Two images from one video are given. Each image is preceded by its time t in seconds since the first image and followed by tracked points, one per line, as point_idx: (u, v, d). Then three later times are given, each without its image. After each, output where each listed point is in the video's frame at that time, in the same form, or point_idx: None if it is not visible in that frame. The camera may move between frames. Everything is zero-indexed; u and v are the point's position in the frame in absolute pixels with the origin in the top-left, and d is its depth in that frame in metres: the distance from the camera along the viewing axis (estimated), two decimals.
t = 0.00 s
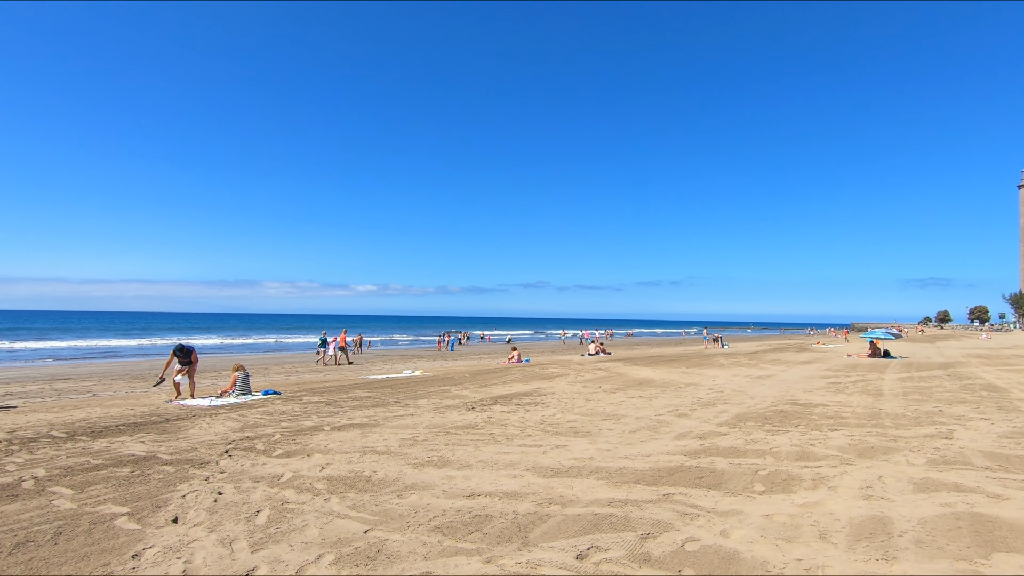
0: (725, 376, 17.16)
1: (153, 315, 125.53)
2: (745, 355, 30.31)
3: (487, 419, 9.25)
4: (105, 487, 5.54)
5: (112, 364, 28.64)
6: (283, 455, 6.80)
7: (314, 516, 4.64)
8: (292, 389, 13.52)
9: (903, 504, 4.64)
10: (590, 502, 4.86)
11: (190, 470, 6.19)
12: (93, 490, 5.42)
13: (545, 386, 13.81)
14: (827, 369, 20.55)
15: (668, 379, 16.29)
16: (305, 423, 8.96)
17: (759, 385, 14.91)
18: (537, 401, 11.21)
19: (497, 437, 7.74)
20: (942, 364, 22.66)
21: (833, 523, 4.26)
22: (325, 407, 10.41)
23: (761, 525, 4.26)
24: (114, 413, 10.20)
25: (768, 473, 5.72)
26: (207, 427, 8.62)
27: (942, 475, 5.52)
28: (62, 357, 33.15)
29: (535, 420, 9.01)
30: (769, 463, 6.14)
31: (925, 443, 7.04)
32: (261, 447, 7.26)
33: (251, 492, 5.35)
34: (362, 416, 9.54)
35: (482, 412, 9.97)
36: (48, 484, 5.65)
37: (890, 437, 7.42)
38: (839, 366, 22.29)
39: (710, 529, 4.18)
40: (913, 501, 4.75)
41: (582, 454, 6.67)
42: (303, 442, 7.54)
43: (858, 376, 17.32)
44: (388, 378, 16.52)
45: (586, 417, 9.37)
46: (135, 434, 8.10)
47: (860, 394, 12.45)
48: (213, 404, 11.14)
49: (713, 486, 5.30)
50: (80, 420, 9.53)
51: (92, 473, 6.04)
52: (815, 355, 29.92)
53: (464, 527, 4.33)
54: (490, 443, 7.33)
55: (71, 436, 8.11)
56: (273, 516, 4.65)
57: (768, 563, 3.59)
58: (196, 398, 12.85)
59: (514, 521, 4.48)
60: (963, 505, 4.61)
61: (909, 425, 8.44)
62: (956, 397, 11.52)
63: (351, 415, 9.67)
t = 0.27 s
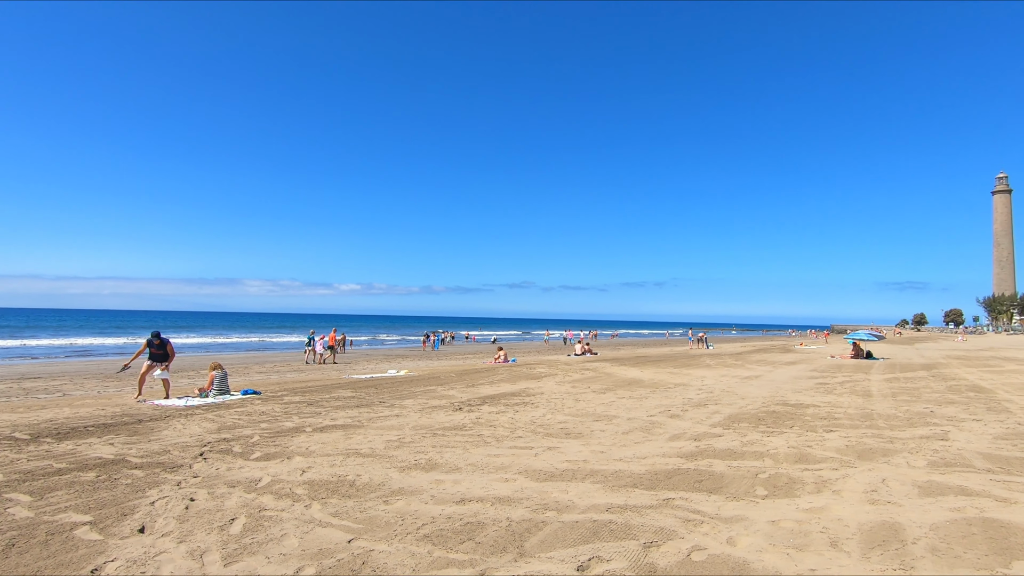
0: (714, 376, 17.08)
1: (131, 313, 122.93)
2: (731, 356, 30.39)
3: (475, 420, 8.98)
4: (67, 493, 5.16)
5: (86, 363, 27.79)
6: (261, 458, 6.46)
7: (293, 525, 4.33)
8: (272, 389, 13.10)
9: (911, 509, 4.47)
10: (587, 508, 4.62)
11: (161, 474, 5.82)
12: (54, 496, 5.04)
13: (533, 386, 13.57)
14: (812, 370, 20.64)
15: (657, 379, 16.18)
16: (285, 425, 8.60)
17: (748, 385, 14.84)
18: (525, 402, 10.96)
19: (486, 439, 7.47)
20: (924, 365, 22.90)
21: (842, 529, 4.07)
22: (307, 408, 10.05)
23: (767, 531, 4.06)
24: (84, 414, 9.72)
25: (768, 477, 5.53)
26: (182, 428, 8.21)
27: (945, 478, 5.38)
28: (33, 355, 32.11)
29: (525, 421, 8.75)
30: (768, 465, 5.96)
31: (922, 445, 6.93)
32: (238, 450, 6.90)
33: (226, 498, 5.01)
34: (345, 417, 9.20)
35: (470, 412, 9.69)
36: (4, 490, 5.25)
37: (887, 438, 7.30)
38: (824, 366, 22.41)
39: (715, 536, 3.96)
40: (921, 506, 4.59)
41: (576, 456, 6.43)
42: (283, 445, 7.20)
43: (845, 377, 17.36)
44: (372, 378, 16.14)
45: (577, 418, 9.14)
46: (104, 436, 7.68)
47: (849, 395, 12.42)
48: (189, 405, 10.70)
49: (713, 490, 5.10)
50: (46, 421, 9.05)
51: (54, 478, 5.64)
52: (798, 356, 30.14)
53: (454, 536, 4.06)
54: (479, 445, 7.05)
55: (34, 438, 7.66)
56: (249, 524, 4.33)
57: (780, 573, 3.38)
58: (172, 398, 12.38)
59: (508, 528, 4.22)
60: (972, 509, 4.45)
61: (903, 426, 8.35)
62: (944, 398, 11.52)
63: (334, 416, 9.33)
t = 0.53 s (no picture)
0: (707, 375, 16.96)
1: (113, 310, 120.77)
2: (722, 354, 30.40)
3: (468, 421, 8.71)
4: (34, 504, 4.82)
5: (65, 360, 27.12)
6: (244, 463, 6.15)
7: (278, 538, 4.05)
8: (258, 388, 12.73)
9: (927, 517, 4.29)
10: (590, 518, 4.38)
11: (137, 481, 5.48)
12: (19, 507, 4.69)
13: (526, 386, 13.33)
14: (803, 368, 20.61)
15: (650, 378, 16.01)
16: (270, 427, 8.27)
17: (742, 384, 14.73)
18: (518, 402, 10.70)
19: (480, 441, 7.20)
20: (913, 363, 23.00)
21: (858, 540, 3.87)
22: (293, 409, 9.72)
23: (781, 543, 3.85)
24: (58, 415, 9.32)
25: (775, 482, 5.32)
26: (161, 431, 7.86)
27: (955, 483, 5.22)
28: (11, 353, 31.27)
29: (519, 423, 8.51)
30: (773, 470, 5.77)
31: (926, 447, 6.79)
32: (220, 454, 6.58)
33: (206, 508, 4.71)
34: (333, 418, 8.90)
35: (462, 413, 9.43)
36: None
37: (889, 440, 7.16)
38: (815, 364, 22.41)
39: (727, 549, 3.74)
40: (936, 514, 4.40)
41: (574, 460, 6.20)
42: (268, 448, 6.89)
43: (837, 375, 17.33)
44: (360, 377, 15.80)
45: (573, 419, 8.91)
46: (78, 439, 7.30)
47: (844, 394, 12.33)
48: (170, 405, 10.32)
49: (719, 497, 4.89)
50: (17, 423, 8.64)
51: (20, 487, 5.29)
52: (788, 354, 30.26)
53: (451, 550, 3.80)
54: (473, 448, 6.79)
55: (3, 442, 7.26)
56: (229, 538, 4.04)
57: None
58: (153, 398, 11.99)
59: (508, 541, 3.97)
60: (990, 517, 4.27)
61: (903, 426, 8.22)
62: (939, 397, 11.45)
63: (322, 417, 9.02)
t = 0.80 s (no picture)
0: (699, 373, 16.86)
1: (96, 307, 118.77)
2: (712, 352, 30.39)
3: (459, 421, 8.47)
4: None
5: (44, 357, 26.46)
6: (225, 467, 5.86)
7: (258, 549, 3.79)
8: (242, 387, 12.38)
9: (939, 523, 4.13)
10: (589, 525, 4.17)
11: (110, 487, 5.18)
12: None
13: (517, 384, 13.11)
14: (794, 366, 20.58)
15: (642, 375, 15.87)
16: (254, 427, 7.97)
17: (734, 382, 14.64)
18: (510, 401, 10.47)
19: (472, 442, 6.96)
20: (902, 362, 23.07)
21: (871, 548, 3.70)
22: (278, 408, 9.42)
23: (792, 552, 3.66)
24: (31, 415, 8.94)
25: (779, 486, 5.14)
26: (139, 432, 7.54)
27: (962, 486, 5.07)
28: None
29: (512, 422, 8.28)
30: (775, 472, 5.60)
31: (927, 447, 6.66)
32: (200, 457, 6.28)
33: (181, 517, 4.43)
34: (320, 418, 8.61)
35: (453, 413, 9.18)
36: None
37: (889, 441, 7.03)
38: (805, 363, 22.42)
39: (736, 559, 3.55)
40: (948, 519, 4.24)
41: (570, 462, 5.98)
42: (250, 450, 6.60)
43: (829, 373, 17.30)
44: (348, 375, 15.48)
45: (567, 418, 8.70)
46: (50, 441, 6.96)
47: (838, 393, 12.24)
48: (150, 405, 9.96)
49: (723, 502, 4.70)
50: None
51: None
52: (777, 352, 30.31)
53: (444, 562, 3.56)
54: (465, 450, 6.55)
55: None
56: (206, 550, 3.77)
57: None
58: (133, 397, 11.61)
59: (504, 551, 3.74)
60: (1004, 523, 4.11)
61: (901, 426, 8.10)
62: (933, 396, 11.38)
63: (308, 417, 8.73)
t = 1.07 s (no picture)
0: (691, 373, 16.71)
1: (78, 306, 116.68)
2: (702, 351, 30.35)
3: (448, 424, 8.19)
4: None
5: (20, 357, 25.74)
6: (200, 475, 5.52)
7: (229, 569, 3.48)
8: (224, 388, 11.99)
9: (956, 534, 3.93)
10: (588, 538, 3.91)
11: (73, 498, 4.84)
12: None
13: (508, 385, 12.85)
14: (785, 366, 20.52)
15: (634, 376, 15.68)
16: (233, 432, 7.63)
17: (727, 382, 14.49)
18: (501, 402, 10.20)
19: (462, 447, 6.68)
20: (890, 361, 23.12)
21: (888, 562, 3.48)
22: (260, 411, 9.07)
23: (805, 566, 3.44)
24: None
25: (783, 493, 4.93)
26: (111, 437, 7.16)
27: (971, 491, 4.90)
28: None
29: (503, 425, 8.02)
30: (778, 478, 5.39)
31: (930, 450, 6.50)
32: (173, 464, 5.93)
33: (148, 531, 4.10)
34: (303, 422, 8.28)
35: (442, 415, 8.89)
36: None
37: (890, 443, 6.87)
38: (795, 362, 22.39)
39: None
40: (963, 529, 4.04)
41: (565, 468, 5.73)
42: (228, 457, 6.27)
43: (820, 373, 17.23)
44: (334, 375, 15.12)
45: (559, 420, 8.45)
46: (14, 448, 6.57)
47: (832, 393, 12.13)
48: (126, 407, 9.56)
49: (727, 511, 4.46)
50: None
51: None
52: (766, 351, 30.34)
53: None
54: (455, 455, 6.27)
55: None
56: (172, 570, 3.46)
57: None
58: (109, 399, 11.18)
59: (497, 568, 3.47)
60: (1022, 533, 3.92)
61: (899, 428, 7.95)
62: (927, 396, 11.30)
63: (291, 420, 8.39)
